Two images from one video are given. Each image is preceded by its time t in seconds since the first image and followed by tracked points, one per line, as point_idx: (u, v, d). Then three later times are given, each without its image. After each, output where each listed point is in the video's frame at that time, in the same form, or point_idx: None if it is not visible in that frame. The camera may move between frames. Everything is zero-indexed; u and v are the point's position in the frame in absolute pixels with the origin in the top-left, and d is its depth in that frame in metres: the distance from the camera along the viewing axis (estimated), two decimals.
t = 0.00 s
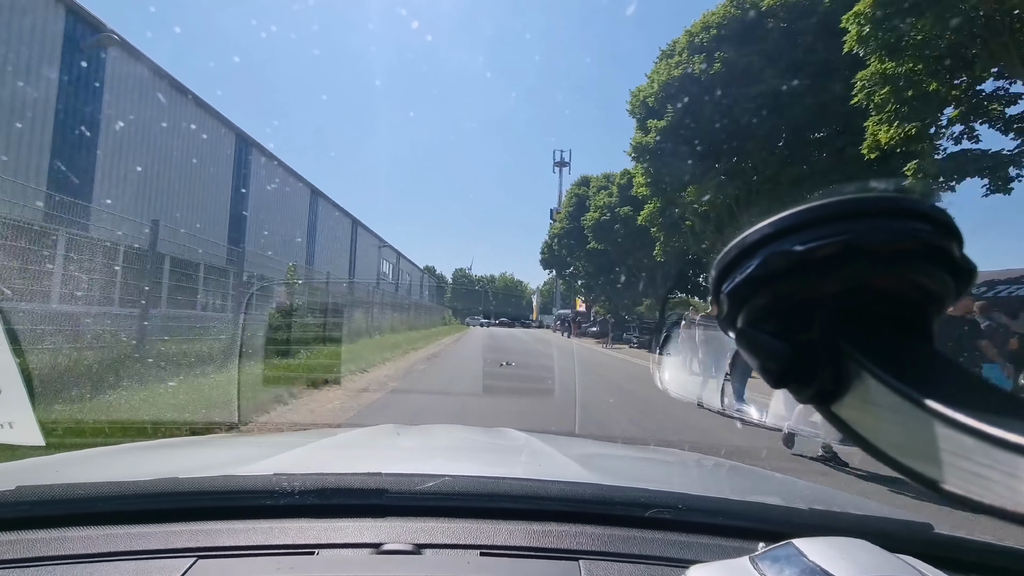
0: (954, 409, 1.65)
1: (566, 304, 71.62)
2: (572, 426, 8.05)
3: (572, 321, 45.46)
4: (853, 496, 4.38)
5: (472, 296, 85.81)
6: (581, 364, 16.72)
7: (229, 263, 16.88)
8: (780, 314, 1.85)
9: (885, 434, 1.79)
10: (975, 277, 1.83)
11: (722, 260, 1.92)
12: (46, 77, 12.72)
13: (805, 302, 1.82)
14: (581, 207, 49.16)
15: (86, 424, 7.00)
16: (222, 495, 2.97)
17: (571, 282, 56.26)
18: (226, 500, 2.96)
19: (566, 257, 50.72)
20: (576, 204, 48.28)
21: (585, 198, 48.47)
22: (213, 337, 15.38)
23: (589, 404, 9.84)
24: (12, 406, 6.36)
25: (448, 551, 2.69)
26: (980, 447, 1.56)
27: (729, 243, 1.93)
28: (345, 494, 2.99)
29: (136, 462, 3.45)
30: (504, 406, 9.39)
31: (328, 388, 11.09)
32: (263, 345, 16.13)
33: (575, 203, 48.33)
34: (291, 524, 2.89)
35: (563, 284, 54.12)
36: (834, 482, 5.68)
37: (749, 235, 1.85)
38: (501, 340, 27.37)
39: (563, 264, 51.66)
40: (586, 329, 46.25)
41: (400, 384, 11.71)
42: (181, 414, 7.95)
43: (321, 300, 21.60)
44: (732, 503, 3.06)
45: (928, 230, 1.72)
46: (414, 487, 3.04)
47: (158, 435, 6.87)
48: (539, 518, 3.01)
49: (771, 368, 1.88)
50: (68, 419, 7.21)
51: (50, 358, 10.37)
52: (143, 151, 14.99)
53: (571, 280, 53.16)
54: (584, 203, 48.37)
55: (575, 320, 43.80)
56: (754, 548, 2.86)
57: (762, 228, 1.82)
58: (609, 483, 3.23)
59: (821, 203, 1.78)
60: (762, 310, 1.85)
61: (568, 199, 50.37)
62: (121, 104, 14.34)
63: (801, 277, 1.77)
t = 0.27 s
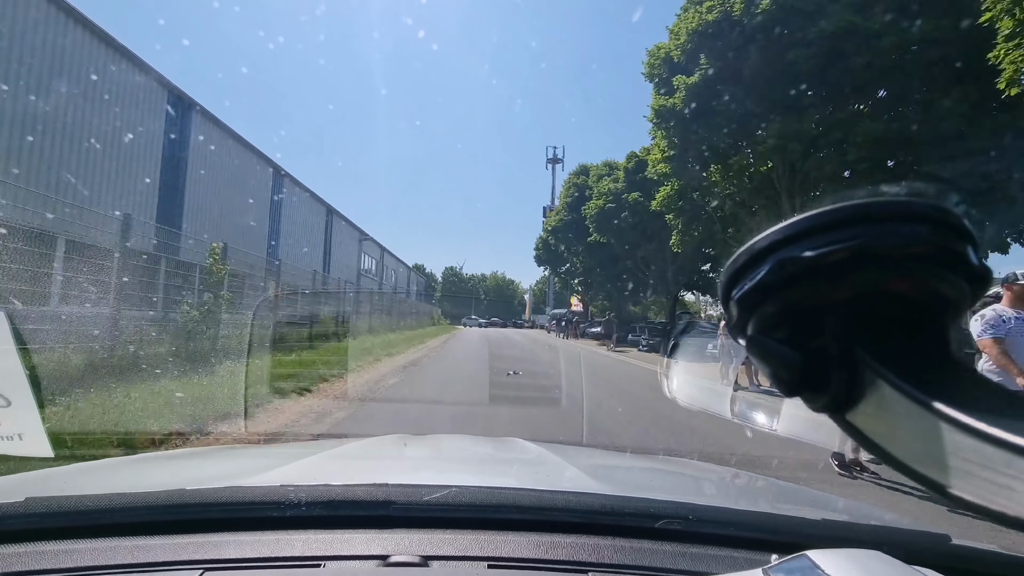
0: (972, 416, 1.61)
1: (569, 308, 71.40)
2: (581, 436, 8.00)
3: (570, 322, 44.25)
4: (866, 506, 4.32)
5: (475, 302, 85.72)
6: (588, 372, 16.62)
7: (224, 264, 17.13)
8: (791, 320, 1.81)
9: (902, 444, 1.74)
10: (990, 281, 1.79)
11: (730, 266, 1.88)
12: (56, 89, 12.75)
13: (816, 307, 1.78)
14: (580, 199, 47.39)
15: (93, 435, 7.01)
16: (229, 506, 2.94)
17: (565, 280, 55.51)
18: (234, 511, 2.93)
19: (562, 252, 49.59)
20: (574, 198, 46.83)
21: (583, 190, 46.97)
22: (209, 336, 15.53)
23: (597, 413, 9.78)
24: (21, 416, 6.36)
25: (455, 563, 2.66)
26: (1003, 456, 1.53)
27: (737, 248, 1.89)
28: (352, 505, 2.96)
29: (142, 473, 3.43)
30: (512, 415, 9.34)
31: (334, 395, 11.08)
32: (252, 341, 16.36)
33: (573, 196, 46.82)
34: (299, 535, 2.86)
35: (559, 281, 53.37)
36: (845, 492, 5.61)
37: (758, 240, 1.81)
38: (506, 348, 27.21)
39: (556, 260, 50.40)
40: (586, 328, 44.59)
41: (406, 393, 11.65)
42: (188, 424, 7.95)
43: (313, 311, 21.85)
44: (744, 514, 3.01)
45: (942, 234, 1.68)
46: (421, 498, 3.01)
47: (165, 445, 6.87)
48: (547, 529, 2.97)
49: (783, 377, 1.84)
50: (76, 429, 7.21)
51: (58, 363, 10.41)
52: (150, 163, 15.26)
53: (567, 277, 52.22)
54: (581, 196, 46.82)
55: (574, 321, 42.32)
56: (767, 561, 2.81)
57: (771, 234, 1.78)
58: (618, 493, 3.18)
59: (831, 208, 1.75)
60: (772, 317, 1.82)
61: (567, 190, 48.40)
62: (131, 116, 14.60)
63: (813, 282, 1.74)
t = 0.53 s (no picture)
0: (983, 423, 1.58)
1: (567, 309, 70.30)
2: (587, 442, 7.97)
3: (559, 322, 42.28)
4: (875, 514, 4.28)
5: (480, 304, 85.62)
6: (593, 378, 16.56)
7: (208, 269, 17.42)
8: (800, 326, 1.79)
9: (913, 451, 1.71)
10: (1001, 287, 1.77)
11: (737, 271, 1.86)
12: (68, 97, 13.27)
13: (825, 313, 1.76)
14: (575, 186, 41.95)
15: (101, 439, 7.06)
16: (236, 511, 2.93)
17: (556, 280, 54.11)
18: (239, 516, 2.92)
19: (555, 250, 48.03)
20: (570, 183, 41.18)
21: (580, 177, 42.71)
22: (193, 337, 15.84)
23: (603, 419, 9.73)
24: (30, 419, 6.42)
25: (460, 569, 2.63)
26: (1016, 464, 1.48)
27: (745, 252, 1.87)
28: (358, 511, 2.95)
29: (147, 477, 3.43)
30: (517, 421, 9.32)
31: (340, 400, 11.09)
32: (229, 346, 16.59)
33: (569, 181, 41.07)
34: (304, 540, 2.84)
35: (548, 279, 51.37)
36: (854, 500, 5.55)
37: (765, 245, 1.79)
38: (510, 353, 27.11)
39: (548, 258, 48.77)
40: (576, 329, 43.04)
41: (411, 398, 11.65)
42: (195, 429, 7.97)
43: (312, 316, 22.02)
44: (752, 522, 2.98)
45: (952, 238, 1.66)
46: (425, 504, 2.99)
47: (172, 449, 6.88)
48: (552, 537, 2.94)
49: (792, 383, 1.82)
50: (83, 433, 7.24)
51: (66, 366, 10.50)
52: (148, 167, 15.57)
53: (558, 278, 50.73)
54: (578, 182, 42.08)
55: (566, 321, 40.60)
56: (776, 570, 2.78)
57: (779, 239, 1.76)
58: (624, 500, 3.16)
59: (841, 212, 1.72)
60: (780, 323, 1.80)
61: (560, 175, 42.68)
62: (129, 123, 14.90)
63: (821, 288, 1.72)
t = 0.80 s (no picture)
0: (988, 422, 1.58)
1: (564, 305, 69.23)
2: (590, 441, 7.95)
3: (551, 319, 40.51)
4: (880, 515, 4.26)
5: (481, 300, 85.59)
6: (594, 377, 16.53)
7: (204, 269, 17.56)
8: (804, 327, 1.79)
9: (920, 453, 1.70)
10: (1010, 287, 1.75)
11: (742, 270, 1.86)
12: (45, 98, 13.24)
13: (830, 313, 1.76)
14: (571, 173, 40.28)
15: (107, 435, 7.08)
16: (241, 509, 2.94)
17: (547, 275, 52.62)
18: (245, 512, 2.93)
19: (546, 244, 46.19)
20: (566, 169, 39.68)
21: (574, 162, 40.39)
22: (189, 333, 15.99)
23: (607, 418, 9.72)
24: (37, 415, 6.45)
25: (463, 567, 2.64)
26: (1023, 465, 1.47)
27: (750, 252, 1.87)
28: (361, 509, 2.96)
29: (152, 474, 3.44)
30: (521, 420, 9.31)
31: (344, 397, 11.09)
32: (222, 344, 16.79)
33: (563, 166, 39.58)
34: (308, 536, 2.85)
35: (539, 275, 49.48)
36: (859, 500, 5.54)
37: (771, 245, 1.79)
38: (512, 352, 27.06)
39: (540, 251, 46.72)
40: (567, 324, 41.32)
41: (414, 395, 11.64)
42: (199, 426, 7.98)
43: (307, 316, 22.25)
44: (757, 523, 2.97)
45: (960, 239, 1.65)
46: (428, 501, 3.01)
47: (177, 445, 6.90)
48: (558, 535, 2.95)
49: (796, 384, 1.82)
50: (89, 430, 7.26)
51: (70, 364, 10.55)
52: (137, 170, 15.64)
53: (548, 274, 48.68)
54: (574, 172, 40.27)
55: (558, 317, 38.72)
56: (780, 570, 2.77)
57: (784, 239, 1.76)
58: (628, 499, 3.16)
59: (848, 212, 1.72)
60: (785, 322, 1.80)
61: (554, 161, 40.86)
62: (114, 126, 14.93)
63: (825, 289, 1.72)
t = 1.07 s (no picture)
0: (993, 427, 1.57)
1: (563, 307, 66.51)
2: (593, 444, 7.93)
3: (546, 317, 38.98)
4: (884, 520, 4.25)
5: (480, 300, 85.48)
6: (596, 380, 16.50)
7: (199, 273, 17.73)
8: (808, 329, 1.78)
9: (924, 458, 1.68)
10: (1014, 292, 1.74)
11: (745, 272, 1.86)
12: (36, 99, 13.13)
13: (833, 315, 1.75)
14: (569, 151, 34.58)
15: (110, 435, 7.10)
16: (243, 509, 2.93)
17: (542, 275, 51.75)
18: (246, 512, 2.93)
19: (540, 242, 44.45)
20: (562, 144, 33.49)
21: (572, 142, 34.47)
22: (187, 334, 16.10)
23: (609, 421, 9.69)
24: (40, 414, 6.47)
25: (464, 570, 2.63)
26: None
27: (754, 254, 1.86)
28: (363, 511, 2.95)
29: (153, 474, 3.43)
30: (522, 422, 9.28)
31: (345, 398, 11.07)
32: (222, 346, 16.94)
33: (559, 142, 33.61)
34: (310, 537, 2.84)
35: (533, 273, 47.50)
36: (861, 505, 5.53)
37: (775, 247, 1.78)
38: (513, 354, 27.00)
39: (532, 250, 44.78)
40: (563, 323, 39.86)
41: (415, 397, 11.63)
42: (200, 426, 7.96)
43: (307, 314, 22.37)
44: (760, 527, 2.96)
45: (964, 242, 1.64)
46: (430, 504, 3.00)
47: (179, 445, 6.88)
48: (560, 539, 2.93)
49: (799, 387, 1.80)
50: (90, 430, 7.25)
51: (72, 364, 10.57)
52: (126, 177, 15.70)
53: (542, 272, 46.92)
54: (570, 152, 34.71)
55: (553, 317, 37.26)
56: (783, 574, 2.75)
57: (789, 240, 1.76)
58: (630, 503, 3.15)
59: (852, 214, 1.71)
60: (789, 325, 1.79)
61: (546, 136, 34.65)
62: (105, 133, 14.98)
63: (829, 291, 1.71)
